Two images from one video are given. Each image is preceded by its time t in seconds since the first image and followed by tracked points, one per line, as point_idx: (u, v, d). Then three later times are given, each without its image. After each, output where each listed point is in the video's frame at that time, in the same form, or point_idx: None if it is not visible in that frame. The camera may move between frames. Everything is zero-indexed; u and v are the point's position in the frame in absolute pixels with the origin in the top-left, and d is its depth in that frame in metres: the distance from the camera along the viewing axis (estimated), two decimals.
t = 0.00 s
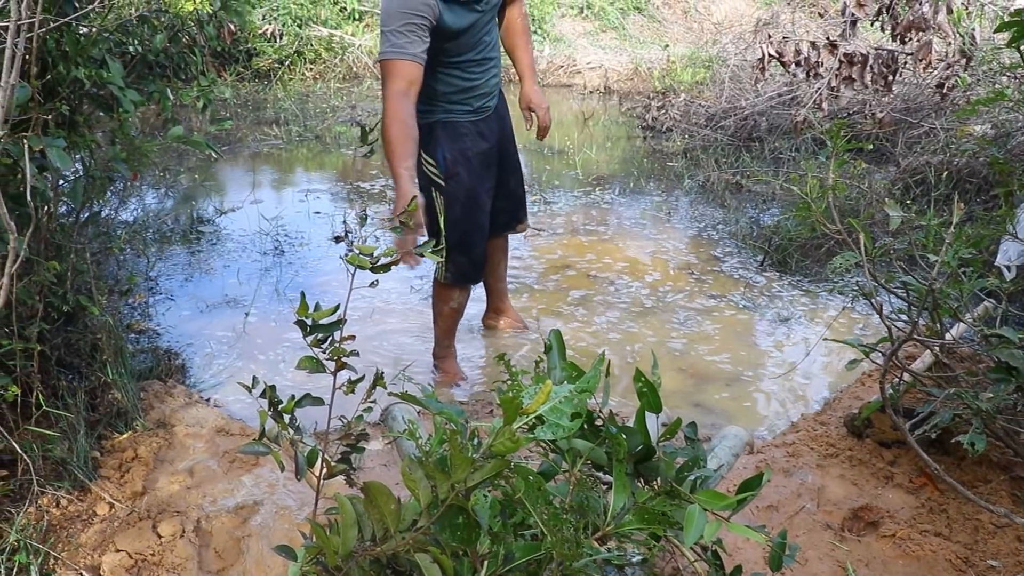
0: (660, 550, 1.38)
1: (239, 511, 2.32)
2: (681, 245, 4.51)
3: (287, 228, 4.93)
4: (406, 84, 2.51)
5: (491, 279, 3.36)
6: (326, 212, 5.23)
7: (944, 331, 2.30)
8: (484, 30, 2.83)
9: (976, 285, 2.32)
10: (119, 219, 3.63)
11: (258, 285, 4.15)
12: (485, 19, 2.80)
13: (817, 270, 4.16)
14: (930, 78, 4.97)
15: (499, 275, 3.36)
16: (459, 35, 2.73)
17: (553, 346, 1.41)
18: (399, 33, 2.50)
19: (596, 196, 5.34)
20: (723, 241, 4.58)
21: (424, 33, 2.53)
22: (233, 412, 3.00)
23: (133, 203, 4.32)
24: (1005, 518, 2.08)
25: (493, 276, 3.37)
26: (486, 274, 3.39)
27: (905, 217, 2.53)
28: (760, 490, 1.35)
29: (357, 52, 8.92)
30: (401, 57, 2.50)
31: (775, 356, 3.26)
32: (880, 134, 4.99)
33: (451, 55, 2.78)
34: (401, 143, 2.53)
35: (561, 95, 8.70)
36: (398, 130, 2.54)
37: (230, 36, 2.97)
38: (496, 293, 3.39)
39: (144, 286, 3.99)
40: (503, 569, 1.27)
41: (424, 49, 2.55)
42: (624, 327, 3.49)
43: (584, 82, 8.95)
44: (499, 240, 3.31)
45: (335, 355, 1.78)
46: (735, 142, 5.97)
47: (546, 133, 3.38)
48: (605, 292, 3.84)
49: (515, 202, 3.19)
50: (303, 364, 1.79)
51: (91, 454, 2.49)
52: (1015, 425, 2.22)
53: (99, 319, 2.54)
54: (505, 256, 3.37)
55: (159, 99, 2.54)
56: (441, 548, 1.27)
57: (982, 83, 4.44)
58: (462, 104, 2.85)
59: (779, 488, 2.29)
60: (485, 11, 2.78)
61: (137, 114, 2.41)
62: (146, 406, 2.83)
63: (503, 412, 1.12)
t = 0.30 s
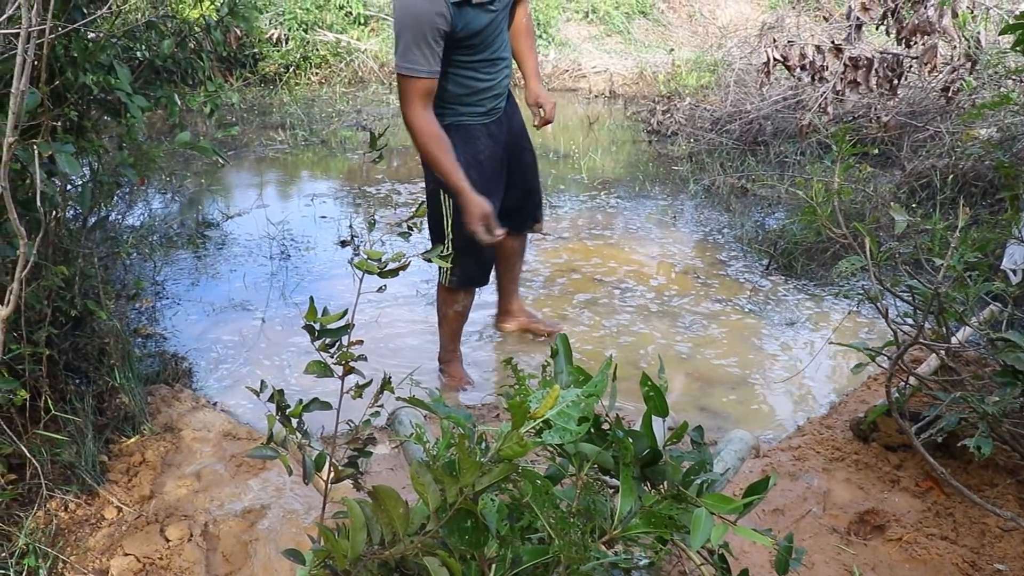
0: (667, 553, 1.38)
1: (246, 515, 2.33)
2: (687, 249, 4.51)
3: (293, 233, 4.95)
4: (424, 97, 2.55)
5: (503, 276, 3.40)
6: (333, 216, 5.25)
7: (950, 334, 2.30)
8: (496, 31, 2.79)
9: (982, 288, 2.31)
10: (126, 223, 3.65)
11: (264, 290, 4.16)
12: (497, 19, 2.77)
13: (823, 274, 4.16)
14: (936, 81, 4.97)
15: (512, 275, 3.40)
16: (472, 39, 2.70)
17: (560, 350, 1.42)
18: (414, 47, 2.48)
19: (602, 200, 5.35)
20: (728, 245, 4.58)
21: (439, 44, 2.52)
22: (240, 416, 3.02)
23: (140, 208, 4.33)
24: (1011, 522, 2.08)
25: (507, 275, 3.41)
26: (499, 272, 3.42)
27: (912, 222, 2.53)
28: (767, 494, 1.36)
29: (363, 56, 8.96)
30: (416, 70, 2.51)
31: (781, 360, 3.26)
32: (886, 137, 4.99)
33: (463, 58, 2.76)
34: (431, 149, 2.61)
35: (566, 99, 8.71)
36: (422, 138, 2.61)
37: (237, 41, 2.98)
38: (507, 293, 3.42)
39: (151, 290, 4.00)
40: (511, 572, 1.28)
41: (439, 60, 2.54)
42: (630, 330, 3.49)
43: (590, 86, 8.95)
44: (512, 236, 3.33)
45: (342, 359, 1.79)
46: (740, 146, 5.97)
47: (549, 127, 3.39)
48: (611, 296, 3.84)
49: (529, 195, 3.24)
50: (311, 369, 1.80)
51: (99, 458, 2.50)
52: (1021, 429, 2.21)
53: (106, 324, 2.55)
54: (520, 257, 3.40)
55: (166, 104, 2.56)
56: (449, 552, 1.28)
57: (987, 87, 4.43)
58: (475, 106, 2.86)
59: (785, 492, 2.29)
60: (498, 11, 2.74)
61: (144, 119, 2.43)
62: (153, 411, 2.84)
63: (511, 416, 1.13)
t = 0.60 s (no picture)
0: (671, 559, 1.38)
1: (251, 520, 2.34)
2: (690, 255, 4.51)
3: (298, 238, 4.97)
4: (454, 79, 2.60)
5: (561, 289, 3.35)
6: (337, 222, 5.26)
7: (953, 341, 2.30)
8: (525, 34, 2.83)
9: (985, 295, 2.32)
10: (131, 228, 3.66)
11: (269, 295, 4.17)
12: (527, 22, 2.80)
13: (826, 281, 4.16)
14: (940, 88, 4.98)
15: (566, 285, 3.36)
16: (501, 41, 2.74)
17: (564, 357, 1.43)
18: (448, 39, 2.53)
19: (606, 206, 5.36)
20: (732, 251, 4.58)
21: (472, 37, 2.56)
22: (244, 421, 3.02)
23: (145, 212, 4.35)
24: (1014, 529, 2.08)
25: (561, 287, 3.36)
26: (550, 284, 3.37)
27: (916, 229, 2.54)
28: (770, 501, 1.36)
29: (368, 62, 8.99)
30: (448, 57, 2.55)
31: (785, 366, 3.27)
32: (890, 144, 5.00)
33: (491, 59, 2.78)
34: (470, 120, 2.69)
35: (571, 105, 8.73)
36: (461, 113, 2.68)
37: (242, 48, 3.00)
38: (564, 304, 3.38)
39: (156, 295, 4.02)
40: None
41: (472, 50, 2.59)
42: (634, 337, 3.50)
43: (594, 92, 8.97)
44: (547, 243, 3.26)
45: (348, 365, 1.80)
46: (744, 152, 5.98)
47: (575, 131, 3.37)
48: (615, 302, 3.85)
49: (560, 204, 3.18)
50: (316, 374, 1.81)
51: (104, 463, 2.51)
52: None
53: (111, 329, 2.56)
54: (570, 267, 3.35)
55: (172, 110, 2.57)
56: (454, 558, 1.28)
57: (991, 93, 4.43)
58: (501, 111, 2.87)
59: (788, 498, 2.29)
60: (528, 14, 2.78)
61: (149, 125, 2.44)
62: (158, 416, 2.85)
63: (516, 423, 1.14)
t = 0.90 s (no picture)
0: (668, 564, 1.38)
1: (250, 525, 2.34)
2: (689, 260, 4.52)
3: (297, 243, 4.97)
4: (503, 75, 2.58)
5: (584, 306, 3.37)
6: (337, 226, 5.27)
7: (951, 346, 2.30)
8: (573, 46, 2.82)
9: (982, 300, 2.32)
10: (131, 233, 3.66)
11: (269, 301, 4.17)
12: (577, 35, 2.80)
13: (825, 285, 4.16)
14: (938, 93, 4.99)
15: (589, 302, 3.37)
16: (548, 50, 2.74)
17: (563, 362, 1.43)
18: (502, 33, 2.54)
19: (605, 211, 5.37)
20: (731, 256, 4.60)
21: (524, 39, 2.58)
22: (243, 426, 3.02)
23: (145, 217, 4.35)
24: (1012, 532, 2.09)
25: (585, 303, 3.37)
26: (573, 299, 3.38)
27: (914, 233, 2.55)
28: (768, 505, 1.36)
29: (367, 67, 9.01)
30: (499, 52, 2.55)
31: (784, 370, 3.27)
32: (888, 148, 5.01)
33: (536, 64, 2.77)
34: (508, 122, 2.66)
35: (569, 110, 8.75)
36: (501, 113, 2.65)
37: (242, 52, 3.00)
38: (585, 319, 3.39)
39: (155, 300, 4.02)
40: None
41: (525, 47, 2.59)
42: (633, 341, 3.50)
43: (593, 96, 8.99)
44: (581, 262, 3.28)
45: (347, 371, 1.80)
46: (743, 157, 6.00)
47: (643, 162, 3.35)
48: (614, 307, 3.86)
49: (594, 224, 3.17)
50: (315, 380, 1.81)
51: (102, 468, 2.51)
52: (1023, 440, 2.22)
53: (110, 334, 2.56)
54: (596, 285, 3.35)
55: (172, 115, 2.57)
56: (453, 563, 1.29)
57: (989, 99, 4.45)
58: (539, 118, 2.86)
59: (786, 503, 2.29)
60: (578, 26, 2.77)
61: (149, 130, 2.44)
62: (157, 420, 2.85)
63: (514, 429, 1.15)
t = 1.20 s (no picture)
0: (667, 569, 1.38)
1: (247, 529, 2.34)
2: (687, 264, 4.53)
3: (296, 247, 4.97)
4: (592, 92, 2.54)
5: (592, 305, 3.36)
6: (335, 230, 5.27)
7: (949, 351, 2.30)
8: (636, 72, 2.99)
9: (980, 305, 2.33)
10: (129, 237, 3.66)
11: (268, 304, 4.17)
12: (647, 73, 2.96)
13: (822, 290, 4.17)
14: (935, 98, 5.01)
15: (597, 302, 3.35)
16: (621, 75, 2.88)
17: (561, 367, 1.43)
18: (608, 43, 2.50)
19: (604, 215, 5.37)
20: (728, 261, 4.60)
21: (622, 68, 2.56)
22: (241, 431, 3.02)
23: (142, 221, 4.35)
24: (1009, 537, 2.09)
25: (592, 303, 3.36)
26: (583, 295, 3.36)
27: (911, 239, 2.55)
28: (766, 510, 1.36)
29: (365, 71, 9.01)
30: (599, 67, 2.51)
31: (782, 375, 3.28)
32: (885, 153, 5.03)
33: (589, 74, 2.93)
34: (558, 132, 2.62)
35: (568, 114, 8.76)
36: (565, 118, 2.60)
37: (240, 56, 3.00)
38: (591, 319, 3.38)
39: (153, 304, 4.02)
40: None
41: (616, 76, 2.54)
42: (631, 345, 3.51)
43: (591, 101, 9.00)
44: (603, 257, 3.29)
45: (344, 376, 1.80)
46: (742, 161, 6.01)
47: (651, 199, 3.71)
48: (613, 312, 3.87)
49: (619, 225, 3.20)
50: (312, 385, 1.81)
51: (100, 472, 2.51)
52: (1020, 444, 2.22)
53: (108, 338, 2.56)
54: (607, 287, 3.34)
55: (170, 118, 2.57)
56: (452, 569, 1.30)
57: (987, 104, 4.46)
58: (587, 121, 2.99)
59: (784, 508, 2.30)
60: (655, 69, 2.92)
61: (148, 134, 2.44)
62: (155, 424, 2.85)
63: (511, 433, 1.15)
